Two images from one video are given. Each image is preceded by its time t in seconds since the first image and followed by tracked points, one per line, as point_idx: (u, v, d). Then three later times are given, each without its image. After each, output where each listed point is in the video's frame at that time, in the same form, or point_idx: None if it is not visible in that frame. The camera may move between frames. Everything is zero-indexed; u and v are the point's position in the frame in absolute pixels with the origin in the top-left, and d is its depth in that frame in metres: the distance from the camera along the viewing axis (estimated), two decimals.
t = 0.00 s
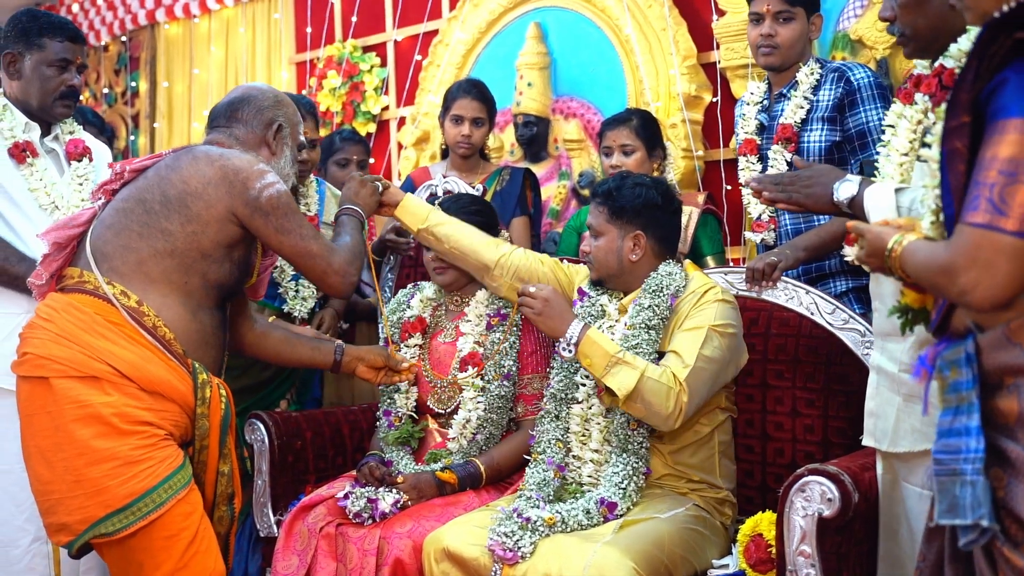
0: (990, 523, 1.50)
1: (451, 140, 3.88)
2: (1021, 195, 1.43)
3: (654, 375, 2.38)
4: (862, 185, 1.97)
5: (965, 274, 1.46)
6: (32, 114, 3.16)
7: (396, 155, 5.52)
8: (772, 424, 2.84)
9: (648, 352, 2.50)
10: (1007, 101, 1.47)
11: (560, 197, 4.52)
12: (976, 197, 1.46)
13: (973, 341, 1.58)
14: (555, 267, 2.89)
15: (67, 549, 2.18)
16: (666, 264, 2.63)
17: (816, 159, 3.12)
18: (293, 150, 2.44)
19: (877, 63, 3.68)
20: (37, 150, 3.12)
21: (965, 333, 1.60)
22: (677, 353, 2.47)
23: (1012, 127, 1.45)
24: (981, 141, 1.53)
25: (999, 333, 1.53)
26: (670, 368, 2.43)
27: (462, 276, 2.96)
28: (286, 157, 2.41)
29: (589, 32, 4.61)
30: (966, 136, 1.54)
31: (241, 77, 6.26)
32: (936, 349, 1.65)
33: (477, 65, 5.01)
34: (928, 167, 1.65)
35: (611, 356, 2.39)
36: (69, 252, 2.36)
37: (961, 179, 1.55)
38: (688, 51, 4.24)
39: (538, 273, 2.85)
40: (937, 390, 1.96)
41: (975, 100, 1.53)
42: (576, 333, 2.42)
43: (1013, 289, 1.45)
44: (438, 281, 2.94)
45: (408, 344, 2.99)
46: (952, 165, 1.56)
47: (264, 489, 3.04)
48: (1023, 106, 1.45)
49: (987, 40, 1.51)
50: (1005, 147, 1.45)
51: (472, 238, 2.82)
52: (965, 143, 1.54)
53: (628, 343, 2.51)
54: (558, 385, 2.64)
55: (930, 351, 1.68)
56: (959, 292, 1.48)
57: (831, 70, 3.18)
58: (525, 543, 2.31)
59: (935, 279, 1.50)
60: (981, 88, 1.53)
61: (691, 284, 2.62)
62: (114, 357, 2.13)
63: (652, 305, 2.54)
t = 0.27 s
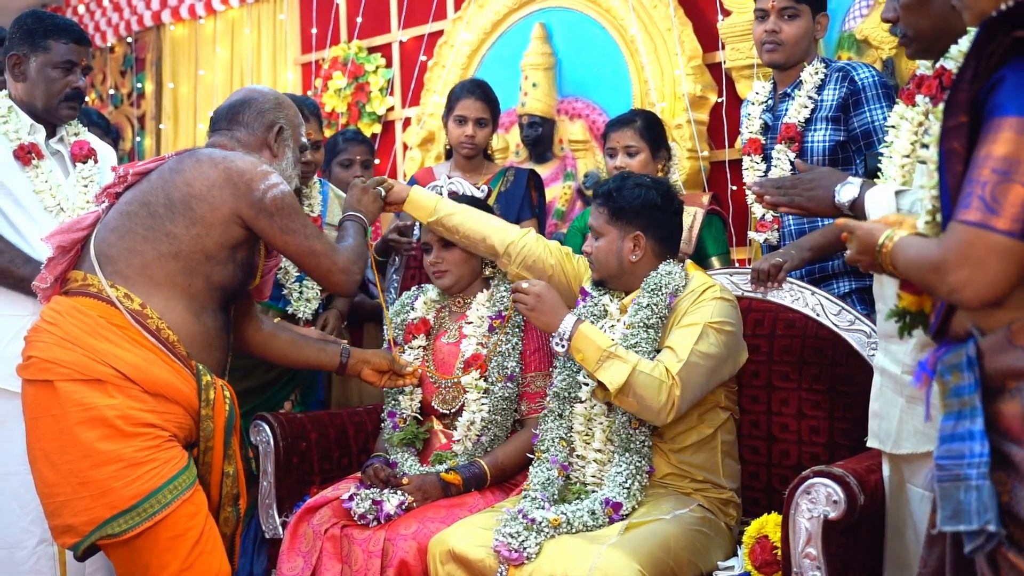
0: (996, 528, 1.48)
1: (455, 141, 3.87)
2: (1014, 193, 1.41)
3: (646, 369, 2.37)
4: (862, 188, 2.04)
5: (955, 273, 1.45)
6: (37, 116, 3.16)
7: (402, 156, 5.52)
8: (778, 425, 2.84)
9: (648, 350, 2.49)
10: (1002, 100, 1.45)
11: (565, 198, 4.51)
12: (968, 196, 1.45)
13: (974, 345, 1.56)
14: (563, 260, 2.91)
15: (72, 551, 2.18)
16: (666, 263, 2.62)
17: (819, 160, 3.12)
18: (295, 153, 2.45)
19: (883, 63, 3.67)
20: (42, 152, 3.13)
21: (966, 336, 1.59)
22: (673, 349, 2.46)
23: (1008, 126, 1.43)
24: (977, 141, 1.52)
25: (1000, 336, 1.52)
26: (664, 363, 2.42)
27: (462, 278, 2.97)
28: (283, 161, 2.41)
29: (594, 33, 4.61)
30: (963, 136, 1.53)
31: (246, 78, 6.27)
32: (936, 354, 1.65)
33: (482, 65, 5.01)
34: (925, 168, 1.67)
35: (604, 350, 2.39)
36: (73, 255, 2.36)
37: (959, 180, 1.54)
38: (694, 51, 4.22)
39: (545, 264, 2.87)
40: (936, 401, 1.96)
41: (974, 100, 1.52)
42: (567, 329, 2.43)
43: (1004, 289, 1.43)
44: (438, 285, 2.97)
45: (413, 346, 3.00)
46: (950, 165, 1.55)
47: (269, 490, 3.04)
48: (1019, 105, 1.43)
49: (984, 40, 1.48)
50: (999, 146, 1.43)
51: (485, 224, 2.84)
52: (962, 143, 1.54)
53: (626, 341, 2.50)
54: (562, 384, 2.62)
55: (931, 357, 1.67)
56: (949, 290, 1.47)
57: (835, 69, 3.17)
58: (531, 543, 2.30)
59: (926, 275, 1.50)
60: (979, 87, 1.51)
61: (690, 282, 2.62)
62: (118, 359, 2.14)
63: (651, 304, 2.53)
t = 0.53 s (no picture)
0: (990, 534, 1.49)
1: (459, 142, 3.87)
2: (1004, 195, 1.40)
3: (635, 361, 2.38)
4: (862, 191, 2.11)
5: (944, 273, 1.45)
6: (42, 118, 3.17)
7: (407, 157, 5.52)
8: (783, 427, 2.84)
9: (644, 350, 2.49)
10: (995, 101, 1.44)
11: (570, 199, 4.51)
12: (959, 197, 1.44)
13: (971, 350, 1.55)
14: (569, 257, 2.94)
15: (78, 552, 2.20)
16: (665, 263, 2.61)
17: (823, 159, 3.11)
18: (299, 153, 2.44)
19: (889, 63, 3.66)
20: (47, 154, 3.13)
21: (962, 342, 1.58)
22: (664, 343, 2.46)
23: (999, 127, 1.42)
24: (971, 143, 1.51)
25: (996, 340, 1.51)
26: (654, 355, 2.42)
27: (461, 282, 2.95)
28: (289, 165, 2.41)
29: (599, 33, 4.60)
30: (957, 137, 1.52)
31: (252, 79, 6.27)
32: (931, 359, 1.63)
33: (487, 66, 5.01)
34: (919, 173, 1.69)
35: (592, 341, 2.40)
36: (78, 260, 2.37)
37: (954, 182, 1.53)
38: (699, 52, 4.22)
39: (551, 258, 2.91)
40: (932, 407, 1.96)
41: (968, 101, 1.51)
42: (558, 320, 2.44)
43: (996, 284, 1.48)
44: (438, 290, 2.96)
45: (415, 349, 2.98)
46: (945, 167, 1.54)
47: (274, 491, 3.05)
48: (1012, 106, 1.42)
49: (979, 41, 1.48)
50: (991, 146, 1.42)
51: (500, 212, 2.88)
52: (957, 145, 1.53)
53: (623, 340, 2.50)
54: (563, 383, 2.61)
55: (925, 362, 1.66)
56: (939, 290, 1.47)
57: (840, 69, 3.18)
58: (535, 544, 2.30)
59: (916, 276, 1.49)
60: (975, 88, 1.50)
61: (690, 280, 2.60)
62: (115, 364, 2.14)
63: (647, 303, 2.53)
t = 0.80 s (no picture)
0: (981, 537, 1.48)
1: (463, 142, 3.87)
2: (997, 194, 1.40)
3: (623, 351, 2.38)
4: (864, 193, 2.10)
5: (938, 272, 1.44)
6: (47, 119, 3.18)
7: (412, 157, 5.52)
8: (788, 428, 2.83)
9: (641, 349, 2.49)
10: (989, 100, 1.44)
11: (576, 199, 4.50)
12: (952, 196, 1.43)
13: (966, 353, 1.54)
14: (572, 253, 2.93)
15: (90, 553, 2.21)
16: (665, 262, 2.60)
17: (826, 158, 3.10)
18: (296, 146, 2.44)
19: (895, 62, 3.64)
20: (52, 156, 3.14)
21: (956, 344, 1.57)
22: (655, 335, 2.45)
23: (993, 126, 1.41)
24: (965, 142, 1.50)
25: (992, 343, 1.51)
26: (643, 346, 2.41)
27: (461, 287, 2.95)
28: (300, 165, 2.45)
29: (604, 33, 4.59)
30: (951, 137, 1.51)
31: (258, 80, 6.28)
32: (926, 362, 1.61)
33: (492, 66, 5.01)
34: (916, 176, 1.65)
35: (581, 331, 2.41)
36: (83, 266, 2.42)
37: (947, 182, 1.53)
38: (704, 51, 4.21)
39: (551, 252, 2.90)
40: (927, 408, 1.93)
41: (963, 100, 1.50)
42: (547, 312, 2.47)
43: (993, 283, 1.42)
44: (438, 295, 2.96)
45: (417, 353, 2.98)
46: (938, 167, 1.54)
47: (279, 493, 3.05)
48: (1005, 104, 1.42)
49: (975, 40, 1.48)
50: (985, 146, 1.41)
51: (502, 205, 2.88)
52: (950, 145, 1.52)
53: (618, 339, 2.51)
54: (564, 383, 2.65)
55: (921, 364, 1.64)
56: (930, 290, 1.46)
57: (844, 67, 3.15)
58: (538, 543, 2.29)
59: (908, 276, 1.49)
60: (969, 86, 1.49)
61: (688, 278, 2.59)
62: (107, 368, 2.15)
63: (643, 302, 2.54)
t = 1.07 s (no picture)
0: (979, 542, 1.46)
1: (467, 144, 3.86)
2: (998, 196, 1.39)
3: (611, 342, 2.39)
4: (865, 193, 2.11)
5: (938, 273, 1.43)
6: (51, 121, 3.19)
7: (417, 158, 5.53)
8: (793, 429, 2.82)
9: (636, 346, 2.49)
10: (989, 101, 1.43)
11: (580, 200, 4.48)
12: (953, 197, 1.43)
13: (966, 356, 1.53)
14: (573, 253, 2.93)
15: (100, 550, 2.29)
16: (664, 262, 2.60)
17: (826, 155, 3.09)
18: (265, 128, 2.40)
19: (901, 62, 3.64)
20: (57, 157, 3.15)
21: (956, 347, 1.56)
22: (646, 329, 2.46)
23: (993, 127, 1.41)
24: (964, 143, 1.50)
25: (992, 345, 1.50)
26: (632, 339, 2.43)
27: (463, 290, 2.94)
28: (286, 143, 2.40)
29: (608, 33, 4.59)
30: (950, 138, 1.51)
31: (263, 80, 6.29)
32: (925, 364, 1.61)
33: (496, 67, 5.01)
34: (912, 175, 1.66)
35: (569, 324, 2.45)
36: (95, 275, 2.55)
37: (945, 184, 1.52)
38: (709, 52, 4.20)
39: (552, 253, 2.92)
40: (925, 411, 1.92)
41: (962, 102, 1.50)
42: (537, 307, 2.53)
43: (994, 286, 1.41)
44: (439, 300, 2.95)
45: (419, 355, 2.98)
46: (937, 168, 1.54)
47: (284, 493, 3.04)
48: (1005, 105, 1.41)
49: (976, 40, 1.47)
50: (985, 147, 1.41)
51: (503, 202, 2.92)
52: (949, 145, 1.52)
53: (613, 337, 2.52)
54: (566, 383, 2.66)
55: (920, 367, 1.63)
56: (932, 291, 1.45)
57: (848, 65, 3.14)
58: (541, 542, 2.29)
59: (909, 278, 1.48)
60: (966, 88, 1.49)
61: (686, 277, 2.59)
62: (97, 369, 2.22)
63: (639, 300, 2.53)
